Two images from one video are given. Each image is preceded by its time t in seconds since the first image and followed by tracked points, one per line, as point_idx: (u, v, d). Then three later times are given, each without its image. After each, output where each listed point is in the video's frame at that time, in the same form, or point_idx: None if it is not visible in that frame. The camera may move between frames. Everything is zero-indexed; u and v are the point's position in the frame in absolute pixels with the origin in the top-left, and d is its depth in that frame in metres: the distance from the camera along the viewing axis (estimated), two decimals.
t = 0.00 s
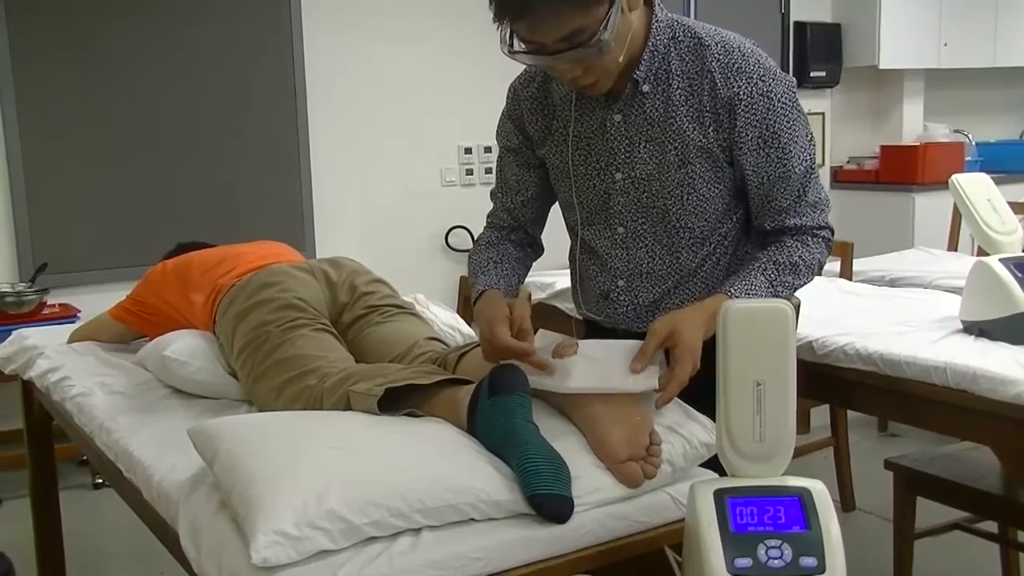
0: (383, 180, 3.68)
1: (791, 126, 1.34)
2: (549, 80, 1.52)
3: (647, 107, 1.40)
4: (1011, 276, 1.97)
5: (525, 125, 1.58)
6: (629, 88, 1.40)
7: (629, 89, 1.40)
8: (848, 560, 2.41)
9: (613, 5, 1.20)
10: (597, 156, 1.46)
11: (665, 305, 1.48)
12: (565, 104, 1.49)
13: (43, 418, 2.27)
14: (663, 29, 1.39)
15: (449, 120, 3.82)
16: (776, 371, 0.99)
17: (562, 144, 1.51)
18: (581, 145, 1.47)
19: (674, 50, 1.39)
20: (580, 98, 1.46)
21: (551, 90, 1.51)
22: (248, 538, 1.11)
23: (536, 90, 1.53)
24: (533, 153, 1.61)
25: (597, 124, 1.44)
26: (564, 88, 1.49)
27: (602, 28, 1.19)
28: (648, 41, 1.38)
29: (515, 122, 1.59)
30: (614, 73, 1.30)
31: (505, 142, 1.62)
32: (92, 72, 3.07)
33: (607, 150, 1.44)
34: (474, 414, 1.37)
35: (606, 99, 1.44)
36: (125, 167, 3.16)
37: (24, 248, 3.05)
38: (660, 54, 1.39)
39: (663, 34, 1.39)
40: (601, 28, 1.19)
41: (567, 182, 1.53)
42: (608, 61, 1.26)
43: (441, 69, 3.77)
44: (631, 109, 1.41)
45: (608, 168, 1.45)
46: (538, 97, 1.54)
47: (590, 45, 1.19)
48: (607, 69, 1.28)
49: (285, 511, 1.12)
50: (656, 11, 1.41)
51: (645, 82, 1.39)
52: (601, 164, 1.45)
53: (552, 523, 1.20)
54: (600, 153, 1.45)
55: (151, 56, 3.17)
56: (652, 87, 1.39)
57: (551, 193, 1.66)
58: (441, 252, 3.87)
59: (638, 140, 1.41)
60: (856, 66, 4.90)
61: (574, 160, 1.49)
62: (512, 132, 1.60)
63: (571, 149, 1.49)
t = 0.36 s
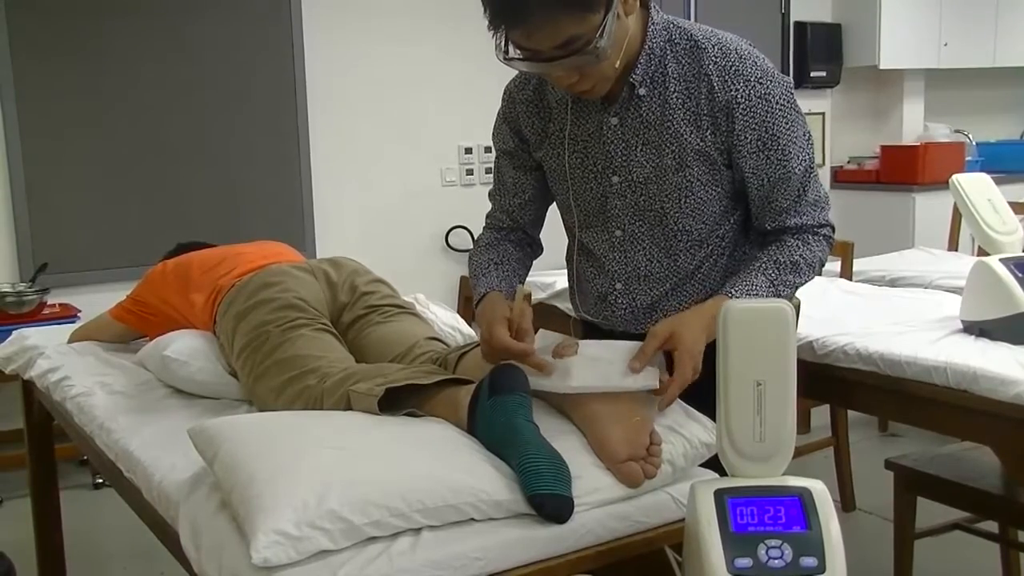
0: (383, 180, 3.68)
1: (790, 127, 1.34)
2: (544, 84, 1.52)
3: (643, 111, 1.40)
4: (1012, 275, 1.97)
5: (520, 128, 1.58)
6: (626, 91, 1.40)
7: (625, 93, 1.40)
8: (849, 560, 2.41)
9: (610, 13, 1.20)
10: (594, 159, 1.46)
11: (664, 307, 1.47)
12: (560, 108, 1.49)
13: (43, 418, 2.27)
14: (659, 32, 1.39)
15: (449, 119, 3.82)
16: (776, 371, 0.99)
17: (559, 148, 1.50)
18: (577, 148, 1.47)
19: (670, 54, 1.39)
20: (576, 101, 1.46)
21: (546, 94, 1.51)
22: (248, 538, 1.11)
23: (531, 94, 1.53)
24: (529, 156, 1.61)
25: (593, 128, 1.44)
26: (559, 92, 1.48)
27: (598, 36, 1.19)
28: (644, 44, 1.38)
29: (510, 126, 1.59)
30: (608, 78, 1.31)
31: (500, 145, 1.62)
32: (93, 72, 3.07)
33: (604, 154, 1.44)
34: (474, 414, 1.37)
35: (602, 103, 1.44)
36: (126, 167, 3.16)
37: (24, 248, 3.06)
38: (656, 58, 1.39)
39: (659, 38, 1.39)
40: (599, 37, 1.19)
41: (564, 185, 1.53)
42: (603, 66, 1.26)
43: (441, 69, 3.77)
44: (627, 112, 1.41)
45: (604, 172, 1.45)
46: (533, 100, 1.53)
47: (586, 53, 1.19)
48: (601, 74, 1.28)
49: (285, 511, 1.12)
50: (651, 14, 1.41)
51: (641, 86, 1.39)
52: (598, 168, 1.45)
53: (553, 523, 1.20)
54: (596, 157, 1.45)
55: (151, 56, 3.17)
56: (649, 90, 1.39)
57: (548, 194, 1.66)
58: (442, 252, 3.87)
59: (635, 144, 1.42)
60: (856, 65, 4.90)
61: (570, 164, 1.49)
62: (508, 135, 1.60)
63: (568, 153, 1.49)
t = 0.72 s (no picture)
0: (385, 180, 3.68)
1: (788, 127, 1.34)
2: (543, 84, 1.52)
3: (642, 111, 1.40)
4: (1014, 276, 1.97)
5: (520, 129, 1.58)
6: (624, 92, 1.40)
7: (624, 93, 1.40)
8: (850, 560, 2.41)
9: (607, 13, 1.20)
10: (593, 160, 1.46)
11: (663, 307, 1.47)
12: (559, 108, 1.49)
13: (45, 417, 2.27)
14: (657, 32, 1.39)
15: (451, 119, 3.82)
16: (778, 371, 0.99)
17: (558, 148, 1.50)
18: (576, 148, 1.47)
19: (669, 53, 1.38)
20: (574, 101, 1.46)
21: (545, 94, 1.51)
22: (249, 537, 1.11)
23: (530, 94, 1.53)
24: (529, 157, 1.61)
25: (592, 128, 1.44)
26: (558, 93, 1.49)
27: (595, 36, 1.19)
28: (642, 45, 1.38)
29: (510, 127, 1.59)
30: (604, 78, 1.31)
31: (501, 146, 1.62)
32: (94, 72, 3.07)
33: (602, 154, 1.44)
34: (476, 414, 1.37)
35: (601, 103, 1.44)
36: (127, 167, 3.16)
37: (26, 247, 3.06)
38: (654, 58, 1.39)
39: (657, 37, 1.39)
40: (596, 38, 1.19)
41: (563, 185, 1.53)
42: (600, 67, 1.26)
43: (443, 69, 3.77)
44: (626, 112, 1.41)
45: (603, 171, 1.45)
46: (531, 101, 1.53)
47: (584, 52, 1.19)
48: (598, 74, 1.28)
49: (287, 510, 1.12)
50: (650, 14, 1.41)
51: (639, 86, 1.39)
52: (597, 168, 1.45)
53: (554, 523, 1.20)
54: (595, 157, 1.45)
55: (151, 56, 3.17)
56: (647, 90, 1.39)
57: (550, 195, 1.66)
58: (443, 252, 3.87)
59: (633, 144, 1.42)
60: (857, 66, 4.90)
61: (570, 164, 1.49)
62: (508, 136, 1.60)
63: (567, 153, 1.49)
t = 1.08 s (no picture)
0: (386, 180, 3.68)
1: (788, 127, 1.33)
2: (545, 83, 1.52)
3: (643, 109, 1.40)
4: (1014, 275, 1.96)
5: (521, 128, 1.57)
6: (624, 90, 1.40)
7: (624, 91, 1.40)
8: (852, 561, 2.40)
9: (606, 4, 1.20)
10: (593, 159, 1.46)
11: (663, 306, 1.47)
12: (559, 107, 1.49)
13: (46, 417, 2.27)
14: (658, 31, 1.39)
15: (452, 120, 3.82)
16: (779, 371, 0.99)
17: (559, 147, 1.50)
18: (577, 147, 1.47)
19: (669, 52, 1.38)
20: (576, 99, 1.46)
21: (547, 93, 1.51)
22: (250, 538, 1.11)
23: (532, 93, 1.53)
24: (530, 156, 1.60)
25: (593, 127, 1.44)
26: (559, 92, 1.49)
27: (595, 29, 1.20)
28: (643, 43, 1.38)
29: (510, 127, 1.59)
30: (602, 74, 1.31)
31: (501, 146, 1.62)
32: (95, 72, 3.08)
33: (603, 153, 1.44)
34: (477, 414, 1.37)
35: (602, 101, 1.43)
36: (128, 167, 3.16)
37: (27, 247, 3.06)
38: (654, 56, 1.39)
39: (657, 36, 1.39)
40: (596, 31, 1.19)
41: (563, 184, 1.53)
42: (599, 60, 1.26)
43: (444, 69, 3.77)
44: (626, 110, 1.41)
45: (603, 169, 1.45)
46: (533, 100, 1.53)
47: (584, 44, 1.19)
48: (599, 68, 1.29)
49: (288, 510, 1.12)
50: (650, 13, 1.41)
51: (640, 84, 1.39)
52: (597, 166, 1.45)
53: (556, 523, 1.20)
54: (596, 155, 1.45)
55: (152, 56, 3.17)
56: (647, 88, 1.39)
57: (551, 195, 1.65)
58: (444, 252, 3.87)
59: (633, 142, 1.42)
60: (858, 66, 4.89)
61: (570, 163, 1.49)
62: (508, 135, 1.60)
63: (568, 152, 1.49)
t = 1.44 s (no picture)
0: (386, 180, 3.68)
1: (794, 105, 1.34)
2: (557, 67, 1.53)
3: (652, 88, 1.40)
4: (1014, 275, 1.96)
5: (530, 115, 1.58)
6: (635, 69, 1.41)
7: (635, 69, 1.41)
8: (852, 561, 2.40)
9: None
10: (601, 138, 1.46)
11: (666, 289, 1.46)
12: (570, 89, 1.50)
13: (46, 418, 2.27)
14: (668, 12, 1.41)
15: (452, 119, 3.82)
16: (780, 371, 0.99)
17: (569, 129, 1.51)
18: (585, 127, 1.48)
19: (679, 32, 1.39)
20: (587, 79, 1.47)
21: (558, 77, 1.52)
22: (251, 538, 1.11)
23: (543, 78, 1.55)
24: (537, 144, 1.61)
25: (602, 107, 1.45)
26: (571, 74, 1.50)
27: None
28: (653, 24, 1.40)
29: (519, 115, 1.60)
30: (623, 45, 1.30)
31: (510, 135, 1.63)
32: (96, 72, 3.08)
33: (611, 131, 1.44)
34: (477, 414, 1.37)
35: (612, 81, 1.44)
36: (129, 166, 3.16)
37: (27, 247, 3.06)
38: (664, 36, 1.40)
39: (668, 17, 1.41)
40: None
41: (571, 166, 1.53)
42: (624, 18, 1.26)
43: (444, 69, 3.77)
44: (636, 89, 1.42)
45: (611, 148, 1.45)
46: (544, 86, 1.55)
47: None
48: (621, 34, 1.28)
49: (288, 510, 1.12)
50: None
51: (650, 62, 1.40)
52: (605, 145, 1.45)
53: (556, 523, 1.20)
54: (604, 134, 1.45)
55: (153, 56, 3.17)
56: (657, 67, 1.40)
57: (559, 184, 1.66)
58: (444, 251, 3.86)
59: (642, 120, 1.42)
60: (859, 65, 4.89)
61: (578, 144, 1.50)
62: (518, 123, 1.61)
63: (576, 133, 1.49)
